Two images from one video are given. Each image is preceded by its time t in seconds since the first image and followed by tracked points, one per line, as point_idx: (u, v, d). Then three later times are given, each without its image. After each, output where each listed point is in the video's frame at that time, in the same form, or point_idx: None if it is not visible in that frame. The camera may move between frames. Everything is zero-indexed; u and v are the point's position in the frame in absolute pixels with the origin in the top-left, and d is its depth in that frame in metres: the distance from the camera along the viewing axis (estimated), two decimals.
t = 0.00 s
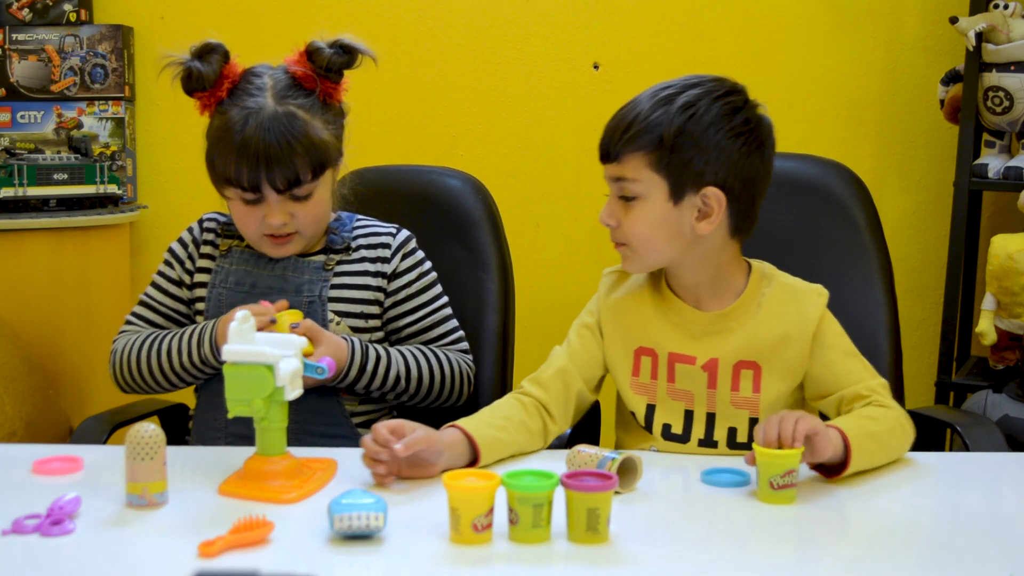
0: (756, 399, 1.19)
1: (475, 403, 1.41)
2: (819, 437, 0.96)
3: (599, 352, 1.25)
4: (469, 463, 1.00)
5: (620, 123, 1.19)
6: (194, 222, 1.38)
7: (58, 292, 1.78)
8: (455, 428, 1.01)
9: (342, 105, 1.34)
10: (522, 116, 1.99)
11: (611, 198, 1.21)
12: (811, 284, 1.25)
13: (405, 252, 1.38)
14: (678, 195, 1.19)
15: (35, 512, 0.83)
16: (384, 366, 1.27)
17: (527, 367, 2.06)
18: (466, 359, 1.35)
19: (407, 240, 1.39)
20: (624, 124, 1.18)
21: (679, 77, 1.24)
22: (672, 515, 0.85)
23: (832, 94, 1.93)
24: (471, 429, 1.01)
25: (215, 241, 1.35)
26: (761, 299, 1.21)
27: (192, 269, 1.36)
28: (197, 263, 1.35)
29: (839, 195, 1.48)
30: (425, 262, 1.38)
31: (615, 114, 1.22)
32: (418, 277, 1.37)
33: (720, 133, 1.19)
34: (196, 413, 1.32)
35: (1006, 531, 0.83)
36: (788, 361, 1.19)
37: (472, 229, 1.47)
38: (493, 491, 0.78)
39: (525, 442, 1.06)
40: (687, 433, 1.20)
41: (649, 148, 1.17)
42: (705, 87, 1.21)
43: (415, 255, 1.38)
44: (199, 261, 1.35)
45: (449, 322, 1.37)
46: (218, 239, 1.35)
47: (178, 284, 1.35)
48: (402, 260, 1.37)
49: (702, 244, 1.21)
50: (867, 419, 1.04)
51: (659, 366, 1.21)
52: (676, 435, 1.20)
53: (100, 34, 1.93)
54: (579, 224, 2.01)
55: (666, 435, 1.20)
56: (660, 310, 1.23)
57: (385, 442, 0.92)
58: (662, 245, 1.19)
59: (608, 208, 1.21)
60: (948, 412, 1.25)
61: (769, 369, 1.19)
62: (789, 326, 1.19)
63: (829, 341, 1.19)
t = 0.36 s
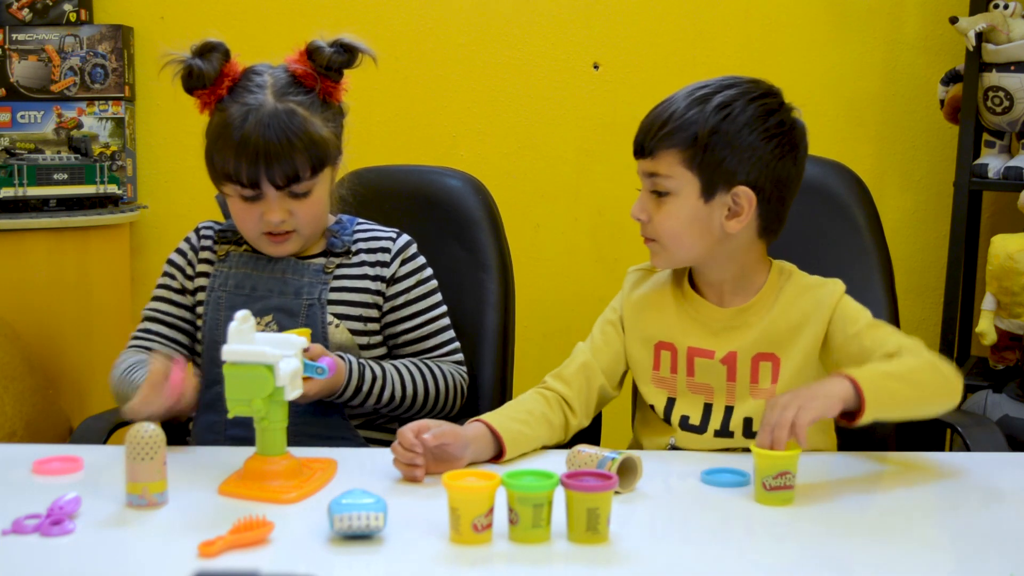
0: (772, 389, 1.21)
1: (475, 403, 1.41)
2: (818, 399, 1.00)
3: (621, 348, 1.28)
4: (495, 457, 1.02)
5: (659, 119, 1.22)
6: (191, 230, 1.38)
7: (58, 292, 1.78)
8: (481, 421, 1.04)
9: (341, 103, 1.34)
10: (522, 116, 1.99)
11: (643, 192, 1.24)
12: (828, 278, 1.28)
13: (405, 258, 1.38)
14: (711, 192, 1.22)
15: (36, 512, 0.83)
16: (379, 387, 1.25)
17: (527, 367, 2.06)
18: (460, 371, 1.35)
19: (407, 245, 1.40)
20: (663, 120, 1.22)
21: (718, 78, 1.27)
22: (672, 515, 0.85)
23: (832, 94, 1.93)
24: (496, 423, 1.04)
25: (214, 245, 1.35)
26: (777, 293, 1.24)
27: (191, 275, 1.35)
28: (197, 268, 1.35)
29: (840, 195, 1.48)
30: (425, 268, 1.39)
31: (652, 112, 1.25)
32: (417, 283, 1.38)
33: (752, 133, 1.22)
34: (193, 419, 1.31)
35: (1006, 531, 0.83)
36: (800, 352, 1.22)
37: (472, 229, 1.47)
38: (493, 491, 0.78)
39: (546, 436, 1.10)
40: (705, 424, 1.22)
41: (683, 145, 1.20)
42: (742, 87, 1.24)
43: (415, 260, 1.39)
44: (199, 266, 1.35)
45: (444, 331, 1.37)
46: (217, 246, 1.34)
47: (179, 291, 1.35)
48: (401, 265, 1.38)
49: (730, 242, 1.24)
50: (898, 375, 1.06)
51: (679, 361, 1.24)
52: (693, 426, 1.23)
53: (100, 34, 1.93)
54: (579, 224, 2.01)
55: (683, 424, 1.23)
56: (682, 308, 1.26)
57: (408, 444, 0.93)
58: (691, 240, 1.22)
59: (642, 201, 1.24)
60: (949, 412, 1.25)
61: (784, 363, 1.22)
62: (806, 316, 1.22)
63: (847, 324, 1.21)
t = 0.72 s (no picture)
0: (772, 384, 1.22)
1: (474, 403, 1.41)
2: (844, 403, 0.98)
3: (619, 350, 1.28)
4: (495, 456, 1.02)
5: (663, 120, 1.22)
6: (171, 238, 1.37)
7: (58, 292, 1.78)
8: (479, 421, 1.04)
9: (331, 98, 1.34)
10: (522, 116, 1.99)
11: (646, 194, 1.24)
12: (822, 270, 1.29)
13: (392, 256, 1.39)
14: (717, 192, 1.23)
15: (36, 512, 0.83)
16: (370, 386, 1.25)
17: (527, 367, 2.06)
18: (452, 369, 1.35)
19: (395, 244, 1.40)
20: (668, 121, 1.22)
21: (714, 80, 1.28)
22: (672, 515, 0.85)
23: (832, 94, 1.93)
24: (495, 423, 1.04)
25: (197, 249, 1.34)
26: (774, 290, 1.26)
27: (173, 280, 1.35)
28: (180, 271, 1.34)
29: (840, 195, 1.48)
30: (412, 266, 1.39)
31: (651, 114, 1.25)
32: (404, 281, 1.38)
33: (755, 134, 1.24)
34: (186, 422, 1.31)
35: (1007, 531, 0.83)
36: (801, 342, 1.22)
37: (472, 228, 1.47)
38: (492, 491, 0.78)
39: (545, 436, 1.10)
40: (706, 420, 1.22)
41: (689, 147, 1.20)
42: (743, 89, 1.25)
43: (402, 258, 1.39)
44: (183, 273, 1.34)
45: (434, 331, 1.37)
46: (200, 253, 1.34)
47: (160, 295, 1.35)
48: (388, 264, 1.38)
49: (735, 241, 1.25)
50: (919, 355, 1.05)
51: (679, 361, 1.24)
52: (694, 420, 1.23)
53: (100, 34, 1.93)
54: (579, 224, 2.01)
55: (684, 419, 1.23)
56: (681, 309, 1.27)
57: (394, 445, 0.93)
58: (698, 241, 1.22)
59: (645, 203, 1.23)
60: (948, 412, 1.25)
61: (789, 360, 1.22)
62: (803, 312, 1.23)
63: (846, 310, 1.21)
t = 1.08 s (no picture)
0: (778, 370, 1.22)
1: (474, 403, 1.41)
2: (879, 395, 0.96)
3: (621, 352, 1.28)
4: (495, 456, 1.02)
5: (652, 129, 1.21)
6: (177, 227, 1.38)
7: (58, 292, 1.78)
8: (478, 421, 1.04)
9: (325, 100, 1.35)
10: (522, 117, 1.99)
11: (641, 205, 1.23)
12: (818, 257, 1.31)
13: (389, 257, 1.39)
14: (711, 196, 1.22)
15: (36, 512, 0.83)
16: (368, 383, 1.25)
17: (526, 367, 2.06)
18: (454, 366, 1.35)
19: (391, 244, 1.40)
20: (657, 130, 1.21)
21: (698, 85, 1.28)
22: (672, 515, 0.85)
23: (832, 94, 1.93)
24: (494, 424, 1.04)
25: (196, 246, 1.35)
26: (772, 280, 1.26)
27: (171, 273, 1.36)
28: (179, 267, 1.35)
29: (839, 195, 1.48)
30: (410, 266, 1.39)
31: (638, 124, 1.25)
32: (403, 280, 1.38)
33: (745, 135, 1.24)
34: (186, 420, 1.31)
35: (1007, 531, 0.83)
36: (804, 336, 1.22)
37: (472, 228, 1.47)
38: (492, 491, 0.78)
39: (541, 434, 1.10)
40: (713, 411, 1.22)
41: (682, 154, 1.20)
42: (728, 92, 1.25)
43: (400, 258, 1.39)
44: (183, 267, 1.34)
45: (432, 329, 1.37)
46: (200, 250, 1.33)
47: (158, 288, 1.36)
48: (386, 265, 1.38)
49: (733, 242, 1.25)
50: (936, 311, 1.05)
51: (684, 359, 1.25)
52: (702, 414, 1.23)
53: (100, 34, 1.93)
54: (579, 224, 2.01)
55: (692, 413, 1.23)
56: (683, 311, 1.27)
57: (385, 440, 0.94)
58: (697, 246, 1.22)
59: (642, 213, 1.23)
60: (948, 412, 1.25)
61: (794, 353, 1.22)
62: (802, 299, 1.24)
63: (844, 286, 1.22)
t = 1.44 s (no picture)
0: (776, 376, 1.22)
1: (475, 404, 1.41)
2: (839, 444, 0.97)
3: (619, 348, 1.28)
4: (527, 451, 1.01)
5: (717, 137, 1.13)
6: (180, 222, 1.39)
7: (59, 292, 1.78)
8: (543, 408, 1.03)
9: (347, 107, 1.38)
10: (522, 117, 1.99)
11: (702, 223, 1.14)
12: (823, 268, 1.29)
13: (388, 260, 1.39)
14: (763, 198, 1.19)
15: (36, 512, 0.83)
16: (363, 397, 1.26)
17: (526, 367, 2.06)
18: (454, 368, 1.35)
19: (390, 247, 1.40)
20: (716, 137, 1.13)
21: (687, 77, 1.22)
22: (673, 515, 0.85)
23: (832, 94, 1.93)
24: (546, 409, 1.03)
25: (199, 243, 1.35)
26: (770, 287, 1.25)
27: (172, 267, 1.34)
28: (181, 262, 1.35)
29: (839, 195, 1.48)
30: (409, 269, 1.39)
31: (687, 138, 1.13)
32: (402, 282, 1.38)
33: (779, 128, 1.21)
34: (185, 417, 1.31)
35: (1007, 531, 0.83)
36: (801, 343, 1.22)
37: (472, 228, 1.47)
38: (493, 491, 0.78)
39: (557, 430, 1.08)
40: (709, 412, 1.23)
41: (748, 163, 1.14)
42: (749, 86, 1.21)
43: (398, 261, 1.39)
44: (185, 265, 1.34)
45: (432, 330, 1.37)
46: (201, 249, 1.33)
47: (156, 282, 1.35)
48: (385, 268, 1.38)
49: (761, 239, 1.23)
50: (916, 384, 1.04)
51: (680, 359, 1.25)
52: (698, 417, 1.23)
53: (100, 34, 1.93)
54: (579, 224, 2.01)
55: (688, 416, 1.23)
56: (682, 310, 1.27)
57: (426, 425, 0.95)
58: (752, 251, 1.19)
59: (709, 226, 1.14)
60: (948, 412, 1.25)
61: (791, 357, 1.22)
62: (800, 320, 1.23)
63: (843, 315, 1.21)
